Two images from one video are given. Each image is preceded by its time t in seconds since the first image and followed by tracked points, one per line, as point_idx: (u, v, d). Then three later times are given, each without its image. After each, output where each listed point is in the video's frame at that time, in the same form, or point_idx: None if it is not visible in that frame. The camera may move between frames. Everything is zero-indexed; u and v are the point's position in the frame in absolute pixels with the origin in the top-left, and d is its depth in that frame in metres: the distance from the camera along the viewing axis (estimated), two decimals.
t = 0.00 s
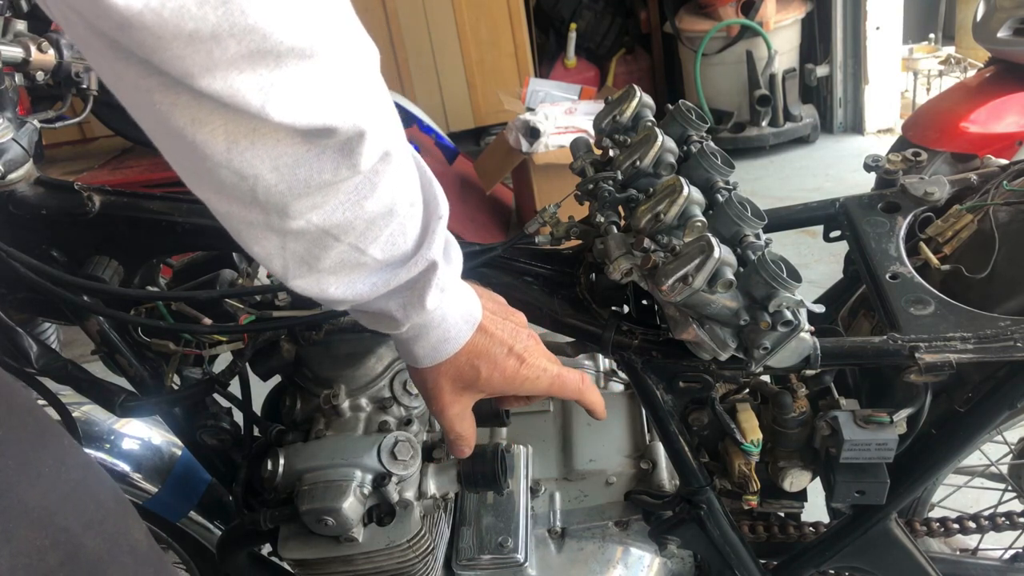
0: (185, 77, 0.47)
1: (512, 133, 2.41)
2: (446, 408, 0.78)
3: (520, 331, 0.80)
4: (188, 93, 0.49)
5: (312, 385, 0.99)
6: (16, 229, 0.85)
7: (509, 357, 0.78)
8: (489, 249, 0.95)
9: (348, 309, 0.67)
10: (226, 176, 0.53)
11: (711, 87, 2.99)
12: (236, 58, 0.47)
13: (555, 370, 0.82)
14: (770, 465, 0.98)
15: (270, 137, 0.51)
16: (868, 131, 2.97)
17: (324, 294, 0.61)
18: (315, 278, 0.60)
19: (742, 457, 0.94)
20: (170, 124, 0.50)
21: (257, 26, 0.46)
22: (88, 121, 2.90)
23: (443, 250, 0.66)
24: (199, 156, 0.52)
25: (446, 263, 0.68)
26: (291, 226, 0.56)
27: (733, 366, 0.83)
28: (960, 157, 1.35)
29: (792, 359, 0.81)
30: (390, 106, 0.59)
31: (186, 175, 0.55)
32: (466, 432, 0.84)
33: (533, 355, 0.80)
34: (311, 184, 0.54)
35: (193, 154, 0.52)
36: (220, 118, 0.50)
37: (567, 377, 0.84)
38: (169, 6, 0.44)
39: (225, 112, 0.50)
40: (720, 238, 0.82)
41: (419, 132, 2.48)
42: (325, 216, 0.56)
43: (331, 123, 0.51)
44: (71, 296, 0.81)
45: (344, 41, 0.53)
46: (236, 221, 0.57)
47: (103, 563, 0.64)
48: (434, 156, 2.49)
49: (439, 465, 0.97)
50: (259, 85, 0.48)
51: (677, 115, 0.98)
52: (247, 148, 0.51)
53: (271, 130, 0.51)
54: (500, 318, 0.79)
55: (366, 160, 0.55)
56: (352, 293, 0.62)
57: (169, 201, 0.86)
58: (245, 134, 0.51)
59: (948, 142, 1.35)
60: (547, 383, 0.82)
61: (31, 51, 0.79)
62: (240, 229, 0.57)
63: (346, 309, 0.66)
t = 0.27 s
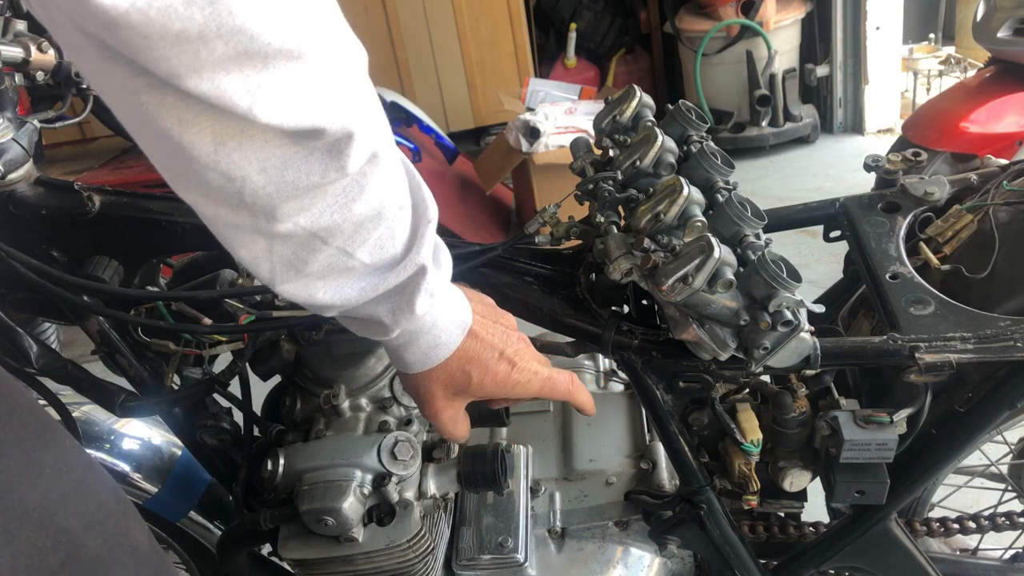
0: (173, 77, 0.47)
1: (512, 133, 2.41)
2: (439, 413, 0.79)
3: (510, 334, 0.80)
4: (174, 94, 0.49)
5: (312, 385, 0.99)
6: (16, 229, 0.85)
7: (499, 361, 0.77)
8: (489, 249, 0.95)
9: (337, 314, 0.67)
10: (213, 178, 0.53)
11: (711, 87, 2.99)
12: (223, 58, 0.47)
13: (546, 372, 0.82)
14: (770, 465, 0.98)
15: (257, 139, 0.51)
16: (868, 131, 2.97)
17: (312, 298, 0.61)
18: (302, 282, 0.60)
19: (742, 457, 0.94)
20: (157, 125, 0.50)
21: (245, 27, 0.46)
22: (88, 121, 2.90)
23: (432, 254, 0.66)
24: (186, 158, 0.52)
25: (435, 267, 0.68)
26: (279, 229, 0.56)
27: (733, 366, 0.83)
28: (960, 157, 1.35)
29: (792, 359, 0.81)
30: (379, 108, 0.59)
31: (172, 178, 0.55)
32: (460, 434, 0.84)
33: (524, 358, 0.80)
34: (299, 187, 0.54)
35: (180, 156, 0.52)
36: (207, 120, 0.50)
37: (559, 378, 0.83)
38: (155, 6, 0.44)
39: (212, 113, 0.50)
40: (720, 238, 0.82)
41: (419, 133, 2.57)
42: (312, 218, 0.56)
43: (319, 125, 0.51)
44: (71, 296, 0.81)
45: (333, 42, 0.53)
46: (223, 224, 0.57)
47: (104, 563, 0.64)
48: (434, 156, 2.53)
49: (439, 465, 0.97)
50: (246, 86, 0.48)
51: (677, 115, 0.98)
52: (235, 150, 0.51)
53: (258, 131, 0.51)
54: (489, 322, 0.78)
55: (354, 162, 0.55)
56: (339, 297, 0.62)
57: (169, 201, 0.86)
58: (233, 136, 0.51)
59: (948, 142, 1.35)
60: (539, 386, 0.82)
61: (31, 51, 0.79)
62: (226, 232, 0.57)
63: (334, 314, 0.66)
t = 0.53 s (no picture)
0: (169, 71, 0.47)
1: (512, 132, 2.41)
2: (440, 407, 0.79)
3: (509, 326, 0.80)
4: (172, 87, 0.49)
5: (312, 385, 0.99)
6: (16, 229, 0.85)
7: (500, 351, 0.78)
8: (489, 249, 0.95)
9: (335, 310, 0.67)
10: (210, 172, 0.53)
11: (711, 87, 2.99)
12: (220, 52, 0.47)
13: (545, 362, 0.82)
14: (770, 465, 0.98)
15: (254, 132, 0.51)
16: (868, 131, 2.97)
17: (310, 292, 0.61)
18: (300, 276, 0.60)
19: (742, 457, 0.94)
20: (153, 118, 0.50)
21: (241, 20, 0.46)
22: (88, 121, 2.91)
23: (430, 248, 0.66)
24: (183, 151, 0.52)
25: (434, 261, 0.68)
26: (276, 223, 0.56)
27: (733, 366, 0.83)
28: (960, 157, 1.35)
29: (792, 359, 0.81)
30: (375, 102, 0.59)
31: (168, 172, 0.55)
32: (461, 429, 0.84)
33: (524, 349, 0.80)
34: (296, 180, 0.54)
35: (177, 149, 0.52)
36: (204, 113, 0.50)
37: (559, 368, 0.84)
38: None
39: (209, 106, 0.50)
40: (720, 238, 0.82)
41: (419, 133, 2.57)
42: (310, 212, 0.56)
43: (316, 118, 0.51)
44: (71, 297, 0.81)
45: (330, 36, 0.53)
46: (220, 219, 0.56)
47: (102, 565, 0.64)
48: (434, 156, 2.54)
49: (439, 465, 0.97)
50: (242, 79, 0.48)
51: (677, 115, 0.98)
52: (232, 143, 0.51)
53: (255, 124, 0.51)
54: (488, 314, 0.78)
55: (351, 155, 0.55)
56: (337, 291, 0.62)
57: (169, 201, 0.86)
58: (230, 129, 0.51)
59: (948, 142, 1.35)
60: (538, 376, 0.82)
61: (31, 51, 0.79)
62: (223, 227, 0.57)
63: (333, 309, 0.66)
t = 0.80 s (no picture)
0: (169, 72, 0.47)
1: (512, 133, 2.41)
2: (436, 406, 0.79)
3: (506, 324, 0.80)
4: (172, 88, 0.49)
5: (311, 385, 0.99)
6: (16, 229, 0.85)
7: (495, 351, 0.77)
8: (489, 249, 0.95)
9: (334, 310, 0.67)
10: (210, 172, 0.53)
11: (711, 87, 2.99)
12: (219, 53, 0.47)
13: (542, 360, 0.81)
14: (770, 465, 0.98)
15: (253, 132, 0.51)
16: (868, 131, 2.97)
17: (309, 292, 0.61)
18: (299, 276, 0.60)
19: (742, 457, 0.94)
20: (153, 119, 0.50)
21: (240, 22, 0.46)
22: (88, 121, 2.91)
23: (428, 248, 0.66)
24: (182, 151, 0.52)
25: (432, 261, 0.68)
26: (275, 223, 0.56)
27: (733, 366, 0.83)
28: (960, 157, 1.35)
29: (793, 359, 0.81)
30: (374, 102, 0.59)
31: (167, 172, 0.55)
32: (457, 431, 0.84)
33: (521, 348, 0.79)
34: (296, 180, 0.54)
35: (176, 150, 0.52)
36: (203, 113, 0.50)
37: (554, 366, 0.82)
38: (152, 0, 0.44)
39: (208, 106, 0.50)
40: (720, 238, 0.82)
41: (419, 133, 2.57)
42: (309, 211, 0.56)
43: (315, 118, 0.51)
44: (71, 297, 0.81)
45: (328, 36, 0.53)
46: (220, 219, 0.56)
47: (99, 565, 0.64)
48: (434, 156, 2.55)
49: (439, 465, 0.97)
50: (241, 79, 0.48)
51: (677, 115, 0.98)
52: (231, 143, 0.51)
53: (254, 124, 0.51)
54: (484, 313, 0.78)
55: (350, 155, 0.55)
56: (336, 291, 0.62)
57: (169, 202, 0.86)
58: (229, 129, 0.51)
59: (948, 142, 1.35)
60: (535, 375, 0.81)
61: (31, 51, 0.79)
62: (222, 227, 0.57)
63: (331, 310, 0.66)
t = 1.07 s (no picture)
0: (165, 73, 0.47)
1: (512, 133, 2.41)
2: (431, 407, 0.79)
3: (501, 328, 0.80)
4: (167, 90, 0.49)
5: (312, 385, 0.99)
6: (16, 229, 0.85)
7: (489, 355, 0.77)
8: (488, 249, 0.95)
9: (329, 311, 0.67)
10: (205, 173, 0.53)
11: (711, 87, 2.99)
12: (215, 55, 0.47)
13: (537, 364, 0.81)
14: (770, 465, 0.98)
15: (248, 134, 0.51)
16: (868, 131, 2.97)
17: (303, 294, 0.61)
18: (293, 278, 0.60)
19: (742, 457, 0.94)
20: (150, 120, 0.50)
21: (237, 24, 0.46)
22: (88, 121, 2.91)
23: (423, 250, 0.66)
24: (178, 153, 0.52)
25: (426, 263, 0.68)
26: (270, 224, 0.56)
27: (733, 366, 0.83)
28: (960, 157, 1.35)
29: (792, 359, 0.81)
30: (369, 104, 0.59)
31: (162, 173, 0.55)
32: (451, 433, 0.84)
33: (517, 352, 0.80)
34: (291, 182, 0.54)
35: (172, 151, 0.52)
36: (198, 115, 0.50)
37: (550, 370, 0.83)
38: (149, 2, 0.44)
39: (204, 108, 0.50)
40: (720, 238, 0.82)
41: (419, 133, 2.58)
42: (304, 213, 0.56)
43: (310, 120, 0.51)
44: (71, 297, 0.81)
45: (324, 38, 0.53)
46: (214, 221, 0.56)
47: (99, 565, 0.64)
48: (434, 156, 2.55)
49: (439, 465, 0.97)
50: (236, 81, 0.48)
51: (677, 115, 0.98)
52: (226, 145, 0.51)
53: (249, 126, 0.51)
54: (479, 316, 0.78)
55: (345, 158, 0.55)
56: (331, 292, 0.62)
57: (169, 202, 0.86)
58: (224, 131, 0.51)
59: (948, 142, 1.35)
60: (530, 378, 0.81)
61: (31, 51, 0.79)
62: (217, 228, 0.57)
63: (326, 311, 0.66)
